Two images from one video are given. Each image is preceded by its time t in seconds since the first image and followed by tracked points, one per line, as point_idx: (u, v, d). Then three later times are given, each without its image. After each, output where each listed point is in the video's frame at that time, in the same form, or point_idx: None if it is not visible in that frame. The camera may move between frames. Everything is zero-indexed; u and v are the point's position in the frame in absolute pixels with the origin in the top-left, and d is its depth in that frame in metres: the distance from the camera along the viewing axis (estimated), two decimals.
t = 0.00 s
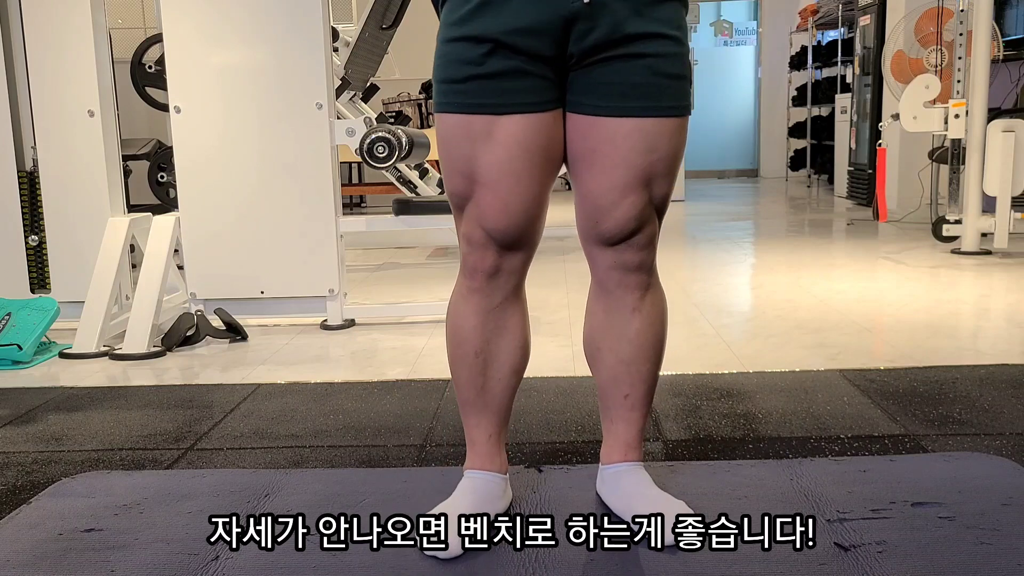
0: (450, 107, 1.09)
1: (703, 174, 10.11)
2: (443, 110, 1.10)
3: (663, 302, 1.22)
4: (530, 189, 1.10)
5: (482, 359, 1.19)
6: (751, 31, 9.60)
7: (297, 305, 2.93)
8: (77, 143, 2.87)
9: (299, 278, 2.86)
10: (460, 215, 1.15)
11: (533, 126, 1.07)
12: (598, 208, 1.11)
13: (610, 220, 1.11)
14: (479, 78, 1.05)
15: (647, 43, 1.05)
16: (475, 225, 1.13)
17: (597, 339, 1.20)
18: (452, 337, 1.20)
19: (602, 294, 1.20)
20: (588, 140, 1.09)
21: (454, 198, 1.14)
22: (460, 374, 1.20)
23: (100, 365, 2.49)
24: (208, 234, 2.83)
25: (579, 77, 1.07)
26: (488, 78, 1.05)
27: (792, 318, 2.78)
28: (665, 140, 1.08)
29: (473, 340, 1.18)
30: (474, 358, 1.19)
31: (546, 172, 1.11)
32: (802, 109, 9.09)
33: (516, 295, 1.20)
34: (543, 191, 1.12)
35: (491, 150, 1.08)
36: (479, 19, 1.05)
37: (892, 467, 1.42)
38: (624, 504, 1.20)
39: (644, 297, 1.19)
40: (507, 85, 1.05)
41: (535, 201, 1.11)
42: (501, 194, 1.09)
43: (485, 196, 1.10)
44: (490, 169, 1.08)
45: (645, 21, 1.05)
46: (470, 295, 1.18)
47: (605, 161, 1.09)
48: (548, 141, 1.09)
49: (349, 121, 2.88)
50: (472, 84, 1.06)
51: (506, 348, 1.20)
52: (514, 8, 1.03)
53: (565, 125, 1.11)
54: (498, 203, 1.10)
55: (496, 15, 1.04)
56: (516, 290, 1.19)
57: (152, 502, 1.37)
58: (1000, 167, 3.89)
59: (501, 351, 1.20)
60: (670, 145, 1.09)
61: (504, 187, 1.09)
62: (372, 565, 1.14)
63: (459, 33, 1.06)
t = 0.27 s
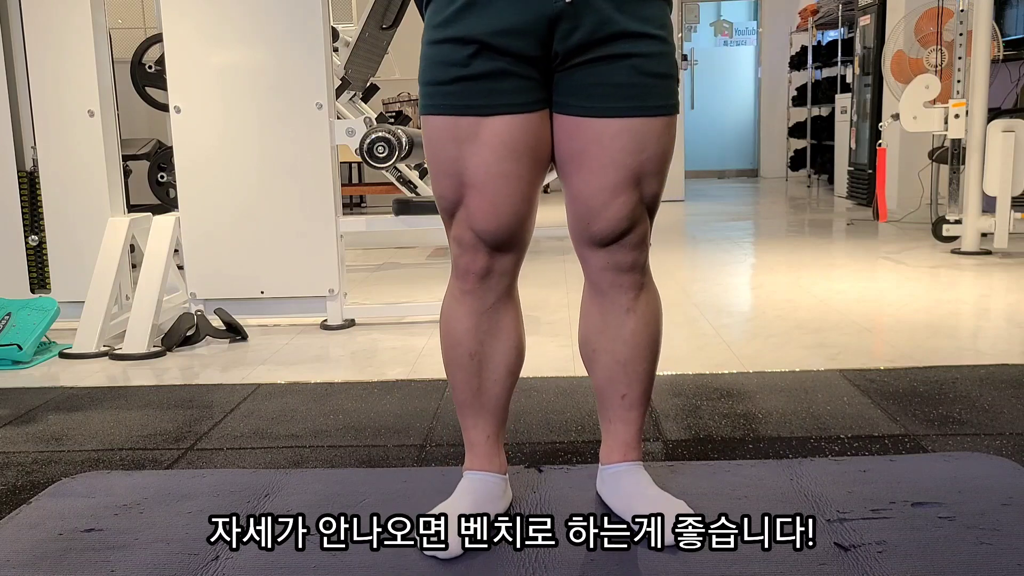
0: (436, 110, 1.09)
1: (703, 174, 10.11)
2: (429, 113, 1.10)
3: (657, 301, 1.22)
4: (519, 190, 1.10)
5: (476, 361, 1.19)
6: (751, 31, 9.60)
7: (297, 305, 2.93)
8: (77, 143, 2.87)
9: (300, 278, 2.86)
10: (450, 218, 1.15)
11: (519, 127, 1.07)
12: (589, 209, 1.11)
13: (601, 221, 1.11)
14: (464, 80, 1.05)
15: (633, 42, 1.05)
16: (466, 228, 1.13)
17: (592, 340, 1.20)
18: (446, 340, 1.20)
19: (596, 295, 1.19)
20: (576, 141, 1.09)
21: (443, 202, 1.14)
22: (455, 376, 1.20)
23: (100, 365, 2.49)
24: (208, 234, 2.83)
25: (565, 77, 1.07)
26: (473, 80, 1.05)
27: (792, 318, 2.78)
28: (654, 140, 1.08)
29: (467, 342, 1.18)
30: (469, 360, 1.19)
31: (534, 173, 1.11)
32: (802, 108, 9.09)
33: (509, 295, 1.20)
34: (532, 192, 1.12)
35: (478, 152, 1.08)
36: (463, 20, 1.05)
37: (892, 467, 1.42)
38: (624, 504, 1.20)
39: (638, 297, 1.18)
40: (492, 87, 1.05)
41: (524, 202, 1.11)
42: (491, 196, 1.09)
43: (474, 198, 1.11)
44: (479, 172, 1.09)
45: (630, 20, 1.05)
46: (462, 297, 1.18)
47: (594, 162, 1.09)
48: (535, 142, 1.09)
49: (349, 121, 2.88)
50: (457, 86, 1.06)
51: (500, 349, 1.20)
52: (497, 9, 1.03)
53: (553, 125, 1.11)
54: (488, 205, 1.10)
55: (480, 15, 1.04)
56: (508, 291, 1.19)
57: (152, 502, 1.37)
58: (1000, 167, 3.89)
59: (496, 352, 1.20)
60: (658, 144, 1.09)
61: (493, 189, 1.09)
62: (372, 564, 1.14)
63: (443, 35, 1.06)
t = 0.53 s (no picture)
0: (431, 111, 1.09)
1: (703, 174, 10.11)
2: (424, 114, 1.10)
3: (655, 299, 1.22)
4: (516, 190, 1.10)
5: (475, 361, 1.19)
6: (751, 31, 9.60)
7: (297, 305, 2.93)
8: (77, 143, 2.87)
9: (300, 278, 2.86)
10: (448, 218, 1.15)
11: (515, 128, 1.07)
12: (585, 209, 1.11)
13: (598, 221, 1.11)
14: (458, 80, 1.05)
15: (626, 42, 1.05)
16: (464, 228, 1.13)
17: (591, 340, 1.20)
18: (445, 340, 1.20)
19: (594, 295, 1.19)
20: (571, 142, 1.09)
21: (440, 202, 1.14)
22: (454, 376, 1.20)
23: (100, 365, 2.49)
24: (208, 234, 2.83)
25: (559, 78, 1.07)
26: (467, 80, 1.05)
27: (792, 318, 2.79)
28: (649, 140, 1.08)
29: (466, 342, 1.18)
30: (467, 359, 1.19)
31: (530, 173, 1.11)
32: (802, 109, 9.10)
33: (507, 295, 1.20)
34: (529, 191, 1.12)
35: (473, 153, 1.08)
36: (457, 21, 1.05)
37: (892, 467, 1.42)
38: (624, 505, 1.21)
39: (636, 296, 1.18)
40: (486, 87, 1.05)
41: (521, 202, 1.11)
42: (488, 196, 1.09)
43: (471, 199, 1.11)
44: (475, 172, 1.09)
45: (623, 21, 1.04)
46: (461, 297, 1.18)
47: (589, 163, 1.09)
48: (531, 142, 1.09)
49: (349, 121, 2.88)
50: (452, 87, 1.06)
51: (499, 348, 1.20)
52: (490, 8, 1.03)
53: (548, 126, 1.11)
54: (485, 205, 1.10)
55: (474, 15, 1.04)
56: (506, 290, 1.19)
57: (152, 502, 1.37)
58: (1000, 167, 3.89)
59: (495, 352, 1.20)
60: (654, 144, 1.09)
61: (490, 189, 1.09)
62: (371, 565, 1.14)
63: (437, 35, 1.06)
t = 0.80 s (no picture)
0: (431, 111, 1.09)
1: (703, 174, 10.11)
2: (424, 115, 1.10)
3: (654, 299, 1.22)
4: (516, 190, 1.10)
5: (475, 361, 1.19)
6: (751, 31, 9.60)
7: (297, 305, 2.93)
8: (77, 143, 2.87)
9: (300, 278, 2.86)
10: (447, 219, 1.15)
11: (514, 128, 1.07)
12: (584, 210, 1.11)
13: (597, 221, 1.11)
14: (458, 81, 1.05)
15: (625, 42, 1.05)
16: (464, 228, 1.13)
17: (590, 340, 1.20)
18: (444, 340, 1.20)
19: (593, 295, 1.19)
20: (569, 142, 1.09)
21: (439, 202, 1.14)
22: (454, 376, 1.20)
23: (100, 365, 2.49)
24: (208, 234, 2.83)
25: (558, 78, 1.07)
26: (467, 81, 1.05)
27: (791, 317, 2.79)
28: (647, 141, 1.08)
29: (466, 342, 1.18)
30: (467, 360, 1.19)
31: (530, 173, 1.11)
32: (802, 108, 9.10)
33: (507, 294, 1.20)
34: (528, 192, 1.12)
35: (473, 153, 1.08)
36: (456, 21, 1.05)
37: (892, 467, 1.42)
38: (624, 506, 1.21)
39: (635, 295, 1.18)
40: (486, 87, 1.05)
41: (521, 202, 1.11)
42: (487, 196, 1.09)
43: (471, 199, 1.11)
44: (475, 172, 1.09)
45: (622, 20, 1.04)
46: (461, 297, 1.18)
47: (588, 164, 1.09)
48: (530, 143, 1.09)
49: (349, 121, 2.87)
50: (451, 87, 1.06)
51: (499, 348, 1.20)
52: (490, 9, 1.03)
53: (547, 127, 1.11)
54: (485, 206, 1.10)
55: (473, 15, 1.04)
56: (506, 290, 1.19)
57: (152, 502, 1.37)
58: (1000, 167, 3.89)
59: (495, 351, 1.20)
60: (653, 144, 1.09)
61: (490, 190, 1.09)
62: (371, 565, 1.14)
63: (436, 35, 1.06)
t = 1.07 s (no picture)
0: (431, 112, 1.08)
1: (703, 174, 10.11)
2: (424, 115, 1.10)
3: (654, 298, 1.22)
4: (516, 190, 1.10)
5: (475, 361, 1.19)
6: (751, 31, 9.60)
7: (297, 305, 2.93)
8: (77, 143, 2.87)
9: (299, 278, 2.86)
10: (447, 219, 1.15)
11: (514, 129, 1.07)
12: (583, 210, 1.11)
13: (596, 222, 1.11)
14: (458, 81, 1.05)
15: (624, 42, 1.05)
16: (464, 228, 1.13)
17: (590, 340, 1.20)
18: (444, 340, 1.20)
19: (592, 295, 1.19)
20: (569, 143, 1.09)
21: (439, 203, 1.14)
22: (454, 376, 1.20)
23: (100, 365, 2.49)
24: (208, 234, 2.83)
25: (558, 78, 1.07)
26: (466, 81, 1.05)
27: (792, 317, 2.79)
28: (647, 141, 1.08)
29: (466, 342, 1.18)
30: (467, 360, 1.19)
31: (529, 173, 1.11)
32: (802, 108, 9.10)
33: (506, 294, 1.20)
34: (528, 192, 1.12)
35: (473, 154, 1.08)
36: (455, 22, 1.05)
37: (892, 467, 1.42)
38: (624, 505, 1.20)
39: (635, 295, 1.18)
40: (486, 88, 1.05)
41: (521, 202, 1.11)
42: (487, 197, 1.09)
43: (471, 199, 1.11)
44: (475, 172, 1.08)
45: (622, 20, 1.04)
46: (461, 297, 1.18)
47: (587, 164, 1.09)
48: (530, 143, 1.09)
49: (349, 121, 2.87)
50: (451, 88, 1.06)
51: (499, 348, 1.20)
52: (489, 9, 1.03)
53: (546, 127, 1.11)
54: (485, 206, 1.10)
55: (473, 16, 1.04)
56: (506, 290, 1.19)
57: (152, 502, 1.37)
58: (1000, 167, 3.89)
59: (495, 351, 1.20)
60: (652, 145, 1.09)
61: (490, 190, 1.09)
62: (371, 565, 1.14)
63: (436, 36, 1.06)
